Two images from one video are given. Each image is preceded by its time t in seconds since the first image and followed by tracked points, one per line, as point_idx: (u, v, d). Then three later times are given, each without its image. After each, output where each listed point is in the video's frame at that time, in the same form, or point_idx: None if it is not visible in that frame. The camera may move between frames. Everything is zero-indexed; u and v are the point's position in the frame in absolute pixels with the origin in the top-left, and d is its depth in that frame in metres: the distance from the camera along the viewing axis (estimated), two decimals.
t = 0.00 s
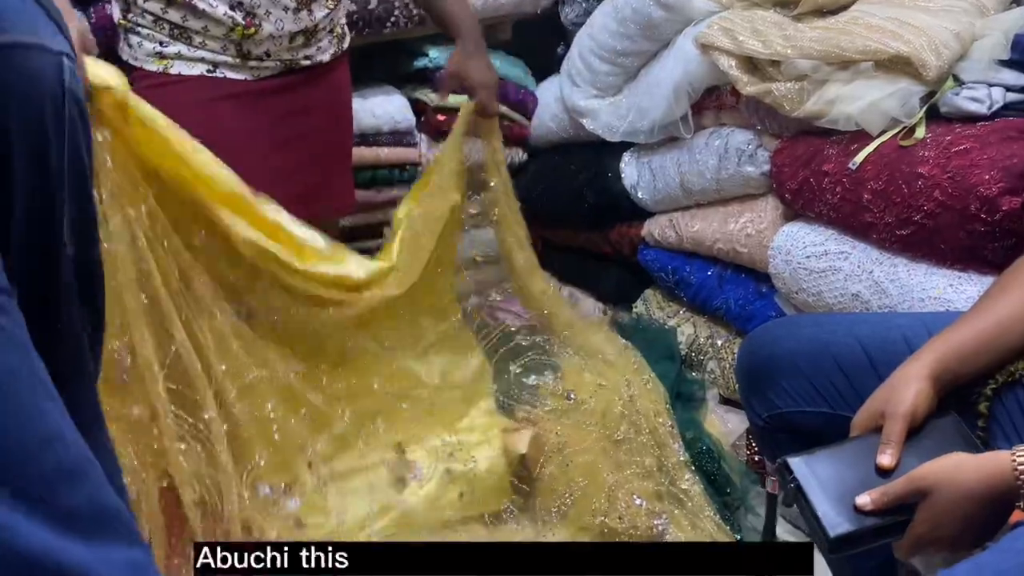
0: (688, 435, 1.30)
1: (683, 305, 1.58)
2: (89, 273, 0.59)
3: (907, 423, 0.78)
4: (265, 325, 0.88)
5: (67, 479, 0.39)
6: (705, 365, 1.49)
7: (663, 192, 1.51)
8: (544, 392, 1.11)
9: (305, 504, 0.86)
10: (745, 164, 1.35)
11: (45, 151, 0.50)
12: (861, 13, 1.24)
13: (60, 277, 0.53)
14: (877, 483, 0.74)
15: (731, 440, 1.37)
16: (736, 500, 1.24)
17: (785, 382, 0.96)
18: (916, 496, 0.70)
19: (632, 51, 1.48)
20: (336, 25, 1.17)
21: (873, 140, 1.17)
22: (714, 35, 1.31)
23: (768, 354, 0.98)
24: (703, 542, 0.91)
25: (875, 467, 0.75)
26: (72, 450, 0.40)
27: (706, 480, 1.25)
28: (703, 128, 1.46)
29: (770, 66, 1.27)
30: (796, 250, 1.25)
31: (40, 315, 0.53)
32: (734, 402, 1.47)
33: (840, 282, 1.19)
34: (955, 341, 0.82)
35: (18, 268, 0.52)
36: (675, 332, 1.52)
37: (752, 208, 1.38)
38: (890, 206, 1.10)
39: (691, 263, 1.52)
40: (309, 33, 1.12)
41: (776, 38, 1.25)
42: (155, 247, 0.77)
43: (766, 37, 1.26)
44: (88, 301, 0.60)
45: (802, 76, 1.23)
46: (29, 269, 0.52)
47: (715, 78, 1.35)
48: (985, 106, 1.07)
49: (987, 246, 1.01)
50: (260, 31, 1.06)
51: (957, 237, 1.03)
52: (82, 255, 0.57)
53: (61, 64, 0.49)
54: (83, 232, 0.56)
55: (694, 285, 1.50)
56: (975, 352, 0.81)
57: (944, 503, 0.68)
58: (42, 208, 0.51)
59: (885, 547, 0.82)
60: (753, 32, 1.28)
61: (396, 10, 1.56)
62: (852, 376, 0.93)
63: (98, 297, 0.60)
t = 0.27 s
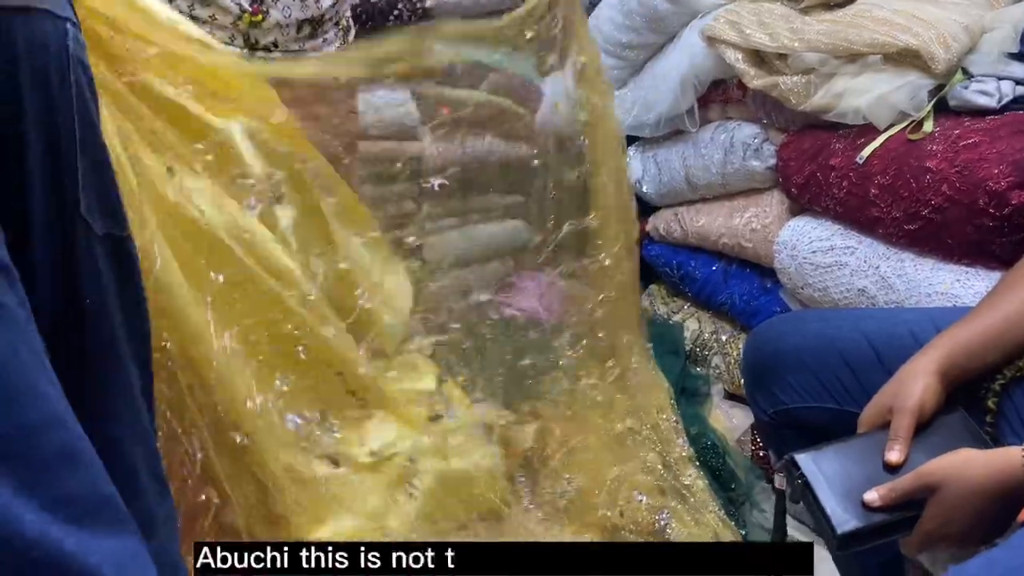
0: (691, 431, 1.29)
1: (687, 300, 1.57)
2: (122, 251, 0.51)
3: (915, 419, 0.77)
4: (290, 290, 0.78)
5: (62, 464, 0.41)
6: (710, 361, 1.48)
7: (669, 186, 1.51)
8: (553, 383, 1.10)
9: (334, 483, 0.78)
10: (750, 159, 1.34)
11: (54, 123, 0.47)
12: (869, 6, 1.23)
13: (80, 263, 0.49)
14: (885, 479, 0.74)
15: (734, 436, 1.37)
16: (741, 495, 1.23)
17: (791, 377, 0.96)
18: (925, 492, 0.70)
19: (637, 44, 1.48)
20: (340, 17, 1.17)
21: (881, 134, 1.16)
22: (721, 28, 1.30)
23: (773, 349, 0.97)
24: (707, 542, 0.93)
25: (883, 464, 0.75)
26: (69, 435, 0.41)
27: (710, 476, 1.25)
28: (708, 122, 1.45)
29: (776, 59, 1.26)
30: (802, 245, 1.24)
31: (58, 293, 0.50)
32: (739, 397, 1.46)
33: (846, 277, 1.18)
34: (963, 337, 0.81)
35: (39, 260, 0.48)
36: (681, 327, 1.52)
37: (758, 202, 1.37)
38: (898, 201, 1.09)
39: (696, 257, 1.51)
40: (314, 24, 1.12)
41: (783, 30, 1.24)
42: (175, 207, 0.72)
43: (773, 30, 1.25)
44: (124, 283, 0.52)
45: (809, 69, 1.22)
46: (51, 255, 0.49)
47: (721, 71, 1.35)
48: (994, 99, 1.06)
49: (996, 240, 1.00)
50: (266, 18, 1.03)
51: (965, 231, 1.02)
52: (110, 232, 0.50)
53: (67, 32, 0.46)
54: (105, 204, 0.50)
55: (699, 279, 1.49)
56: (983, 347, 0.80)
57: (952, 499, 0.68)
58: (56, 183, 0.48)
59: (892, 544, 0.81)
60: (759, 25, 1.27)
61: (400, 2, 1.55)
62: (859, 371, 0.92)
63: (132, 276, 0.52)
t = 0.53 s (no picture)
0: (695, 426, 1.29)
1: (689, 296, 1.57)
2: (134, 246, 0.53)
3: (918, 414, 0.77)
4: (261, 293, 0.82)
5: (60, 465, 0.45)
6: (712, 357, 1.47)
7: (670, 182, 1.50)
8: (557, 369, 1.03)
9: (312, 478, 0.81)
10: (752, 155, 1.33)
11: (69, 121, 0.49)
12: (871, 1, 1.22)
13: (93, 260, 0.51)
14: (888, 475, 0.74)
15: (738, 432, 1.37)
16: (743, 491, 1.24)
17: (794, 373, 0.96)
18: (928, 487, 0.70)
19: (639, 39, 1.47)
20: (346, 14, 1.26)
21: (883, 129, 1.15)
22: (723, 24, 1.30)
23: (776, 345, 0.97)
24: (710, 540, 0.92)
25: (886, 459, 0.75)
26: (66, 441, 0.45)
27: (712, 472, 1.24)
28: (711, 118, 1.44)
29: (778, 54, 1.25)
30: (804, 241, 1.24)
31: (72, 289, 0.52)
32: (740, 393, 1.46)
33: (849, 273, 1.18)
34: (966, 333, 0.81)
35: (53, 257, 0.51)
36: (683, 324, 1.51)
37: (760, 198, 1.37)
38: (900, 196, 1.09)
39: (699, 253, 1.51)
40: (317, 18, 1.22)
41: (785, 26, 1.24)
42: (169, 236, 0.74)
43: (775, 26, 1.24)
44: (138, 275, 0.53)
45: (812, 65, 1.22)
46: (64, 252, 0.51)
47: (724, 66, 1.34)
48: (997, 95, 1.06)
49: (999, 236, 1.00)
50: (269, 11, 1.18)
51: (968, 227, 1.02)
52: (121, 226, 0.52)
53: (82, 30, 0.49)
54: (118, 197, 0.52)
55: (701, 275, 1.49)
56: (986, 343, 0.80)
57: (957, 495, 0.68)
58: (71, 180, 0.50)
59: (895, 540, 0.81)
60: (761, 21, 1.26)
61: None
62: (861, 367, 0.92)
63: (146, 269, 0.54)
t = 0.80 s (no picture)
0: (693, 421, 1.30)
1: (689, 292, 1.57)
2: (118, 258, 0.51)
3: (916, 410, 0.77)
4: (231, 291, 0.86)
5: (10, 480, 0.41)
6: (711, 353, 1.49)
7: (669, 179, 1.51)
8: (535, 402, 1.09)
9: (286, 479, 0.83)
10: (751, 151, 1.33)
11: (61, 133, 0.46)
12: None
13: (83, 270, 0.47)
14: (886, 470, 0.74)
15: (737, 428, 1.37)
16: (740, 486, 1.24)
17: (793, 369, 0.96)
18: (927, 482, 0.70)
19: (638, 36, 1.47)
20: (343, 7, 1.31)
21: (882, 126, 1.16)
22: (722, 21, 1.30)
23: (775, 341, 0.97)
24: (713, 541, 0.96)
25: (884, 455, 0.75)
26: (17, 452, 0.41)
27: (710, 467, 1.26)
28: (710, 114, 1.45)
29: (777, 51, 1.26)
30: (803, 237, 1.24)
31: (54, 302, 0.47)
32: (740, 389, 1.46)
33: (847, 269, 1.19)
34: (964, 329, 0.81)
35: (41, 266, 0.46)
36: (682, 320, 1.52)
37: (759, 194, 1.37)
38: (899, 192, 1.09)
39: (698, 250, 1.51)
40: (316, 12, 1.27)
41: (784, 22, 1.24)
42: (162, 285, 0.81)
43: (774, 23, 1.25)
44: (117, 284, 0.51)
45: (811, 61, 1.22)
46: (49, 269, 0.46)
47: (722, 63, 1.35)
48: (995, 91, 1.06)
49: (997, 232, 1.00)
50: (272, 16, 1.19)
51: (966, 223, 1.02)
52: (108, 241, 0.50)
53: (72, 42, 0.46)
54: (105, 210, 0.49)
55: (700, 272, 1.49)
56: (984, 339, 0.80)
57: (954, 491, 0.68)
58: (61, 189, 0.46)
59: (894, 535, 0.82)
60: (760, 18, 1.27)
61: None
62: (860, 363, 0.92)
63: (128, 282, 0.52)
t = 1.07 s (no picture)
0: (692, 419, 1.31)
1: (688, 290, 1.57)
2: (93, 269, 0.50)
3: (915, 408, 0.77)
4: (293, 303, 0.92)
5: None
6: (711, 351, 1.49)
7: (669, 176, 1.51)
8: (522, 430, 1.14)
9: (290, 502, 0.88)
10: (751, 149, 1.33)
11: (32, 148, 0.44)
12: None
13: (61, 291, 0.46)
14: (885, 468, 0.74)
15: (736, 426, 1.37)
16: (740, 484, 1.24)
17: (792, 368, 0.96)
18: (926, 481, 0.70)
19: (637, 34, 1.47)
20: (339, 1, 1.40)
21: (882, 123, 1.16)
22: (721, 19, 1.30)
23: (774, 340, 0.97)
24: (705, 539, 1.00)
25: (883, 453, 0.75)
26: None
27: (710, 465, 1.26)
28: (709, 112, 1.45)
29: (777, 49, 1.25)
30: (802, 235, 1.24)
31: (35, 313, 0.46)
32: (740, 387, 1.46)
33: (847, 267, 1.19)
34: (963, 327, 0.81)
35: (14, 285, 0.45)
36: (681, 318, 1.52)
37: (759, 192, 1.37)
38: (899, 190, 1.09)
39: (697, 248, 1.51)
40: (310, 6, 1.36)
41: (784, 20, 1.24)
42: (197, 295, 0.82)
43: (773, 20, 1.24)
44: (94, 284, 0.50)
45: (810, 59, 1.22)
46: (17, 286, 0.45)
47: (722, 61, 1.34)
48: (995, 88, 1.06)
49: (996, 230, 1.00)
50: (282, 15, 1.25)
51: (966, 221, 1.02)
52: (84, 253, 0.49)
53: (45, 56, 0.44)
54: (82, 226, 0.48)
55: (700, 270, 1.49)
56: (983, 336, 0.81)
57: (953, 489, 0.68)
58: (34, 202, 0.44)
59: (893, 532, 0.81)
60: (760, 15, 1.26)
61: None
62: (859, 361, 0.93)
63: (99, 279, 0.51)
